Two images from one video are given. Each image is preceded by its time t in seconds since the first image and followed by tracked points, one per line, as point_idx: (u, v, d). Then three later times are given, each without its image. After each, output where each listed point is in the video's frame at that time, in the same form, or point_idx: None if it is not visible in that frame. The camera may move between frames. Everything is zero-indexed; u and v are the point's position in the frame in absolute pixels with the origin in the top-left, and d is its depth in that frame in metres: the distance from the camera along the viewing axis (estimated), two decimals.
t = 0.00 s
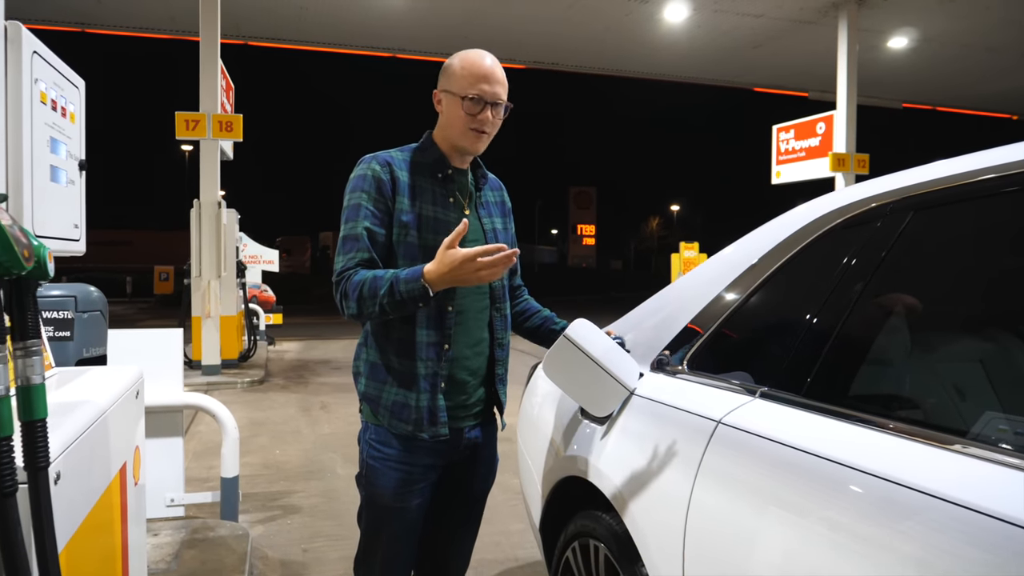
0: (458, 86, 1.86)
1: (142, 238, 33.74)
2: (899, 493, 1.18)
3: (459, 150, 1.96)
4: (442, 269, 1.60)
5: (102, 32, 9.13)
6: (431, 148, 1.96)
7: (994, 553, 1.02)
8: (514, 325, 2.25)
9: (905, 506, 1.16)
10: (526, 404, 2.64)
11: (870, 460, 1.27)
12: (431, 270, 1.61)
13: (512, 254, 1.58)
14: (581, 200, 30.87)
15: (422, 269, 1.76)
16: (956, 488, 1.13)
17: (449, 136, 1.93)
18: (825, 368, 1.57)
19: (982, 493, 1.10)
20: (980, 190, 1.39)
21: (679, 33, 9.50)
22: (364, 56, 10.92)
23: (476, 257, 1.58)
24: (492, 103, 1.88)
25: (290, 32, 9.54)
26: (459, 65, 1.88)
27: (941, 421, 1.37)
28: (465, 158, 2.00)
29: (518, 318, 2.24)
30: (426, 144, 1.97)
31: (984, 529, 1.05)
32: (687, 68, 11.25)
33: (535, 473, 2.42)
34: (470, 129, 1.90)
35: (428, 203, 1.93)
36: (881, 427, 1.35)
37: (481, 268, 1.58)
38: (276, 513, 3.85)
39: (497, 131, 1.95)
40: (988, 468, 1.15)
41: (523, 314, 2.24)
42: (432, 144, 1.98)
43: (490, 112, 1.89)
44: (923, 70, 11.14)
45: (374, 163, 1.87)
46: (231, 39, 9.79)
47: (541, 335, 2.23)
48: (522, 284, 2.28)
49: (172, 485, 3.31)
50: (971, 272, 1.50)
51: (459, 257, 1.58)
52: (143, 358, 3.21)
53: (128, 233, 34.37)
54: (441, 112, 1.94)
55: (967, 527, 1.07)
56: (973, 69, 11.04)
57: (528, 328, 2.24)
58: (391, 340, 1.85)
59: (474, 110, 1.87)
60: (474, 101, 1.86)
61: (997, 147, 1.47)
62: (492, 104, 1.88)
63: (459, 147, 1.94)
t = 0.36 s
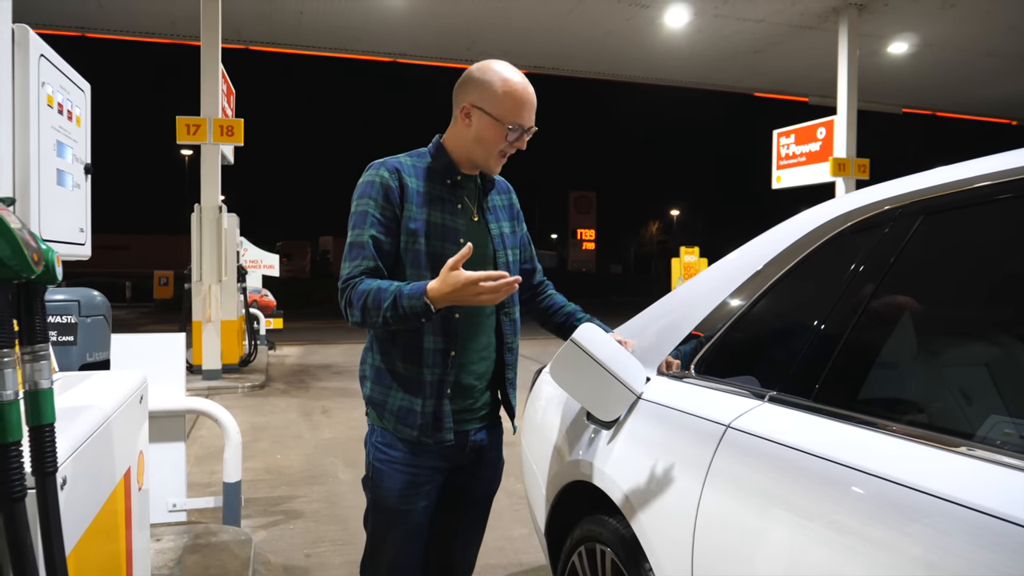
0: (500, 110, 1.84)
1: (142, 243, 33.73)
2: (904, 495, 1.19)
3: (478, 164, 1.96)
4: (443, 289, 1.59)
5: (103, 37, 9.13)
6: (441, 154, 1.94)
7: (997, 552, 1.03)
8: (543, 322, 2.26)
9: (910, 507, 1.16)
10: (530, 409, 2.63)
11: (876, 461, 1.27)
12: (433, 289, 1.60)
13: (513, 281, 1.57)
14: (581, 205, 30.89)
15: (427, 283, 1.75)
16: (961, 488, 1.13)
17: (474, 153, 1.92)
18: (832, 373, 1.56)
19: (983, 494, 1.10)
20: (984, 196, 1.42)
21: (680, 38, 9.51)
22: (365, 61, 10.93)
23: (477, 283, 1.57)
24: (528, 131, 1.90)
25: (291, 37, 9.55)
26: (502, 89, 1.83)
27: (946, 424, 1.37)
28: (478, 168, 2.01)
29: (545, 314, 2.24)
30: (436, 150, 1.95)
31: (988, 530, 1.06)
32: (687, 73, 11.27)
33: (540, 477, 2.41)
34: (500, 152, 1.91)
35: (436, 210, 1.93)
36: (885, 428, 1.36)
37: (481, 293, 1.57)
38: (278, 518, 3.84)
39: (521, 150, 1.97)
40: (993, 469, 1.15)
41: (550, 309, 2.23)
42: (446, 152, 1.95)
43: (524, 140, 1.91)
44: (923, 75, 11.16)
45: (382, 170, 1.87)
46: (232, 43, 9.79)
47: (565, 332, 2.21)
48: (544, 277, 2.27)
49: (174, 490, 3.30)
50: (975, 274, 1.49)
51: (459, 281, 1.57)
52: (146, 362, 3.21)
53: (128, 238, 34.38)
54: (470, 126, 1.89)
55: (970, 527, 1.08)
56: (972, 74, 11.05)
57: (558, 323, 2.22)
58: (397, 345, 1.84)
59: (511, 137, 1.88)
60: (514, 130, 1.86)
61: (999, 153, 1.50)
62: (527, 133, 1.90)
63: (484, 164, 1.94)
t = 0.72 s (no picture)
0: (507, 111, 1.84)
1: (137, 240, 33.63)
2: (899, 492, 1.19)
3: (479, 163, 1.97)
4: (443, 287, 1.59)
5: (97, 32, 9.08)
6: (444, 151, 1.95)
7: (992, 549, 1.03)
8: (557, 316, 2.25)
9: (906, 504, 1.17)
10: (527, 406, 2.63)
11: (872, 459, 1.27)
12: (433, 286, 1.60)
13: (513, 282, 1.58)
14: (576, 203, 30.91)
15: (426, 279, 1.74)
16: (957, 485, 1.13)
17: (477, 151, 1.92)
18: (830, 372, 1.56)
19: (979, 491, 1.10)
20: (978, 195, 1.44)
21: (677, 36, 9.51)
22: (361, 57, 10.90)
23: (477, 283, 1.58)
24: (532, 134, 1.91)
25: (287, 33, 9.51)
26: (510, 90, 1.84)
27: (942, 421, 1.37)
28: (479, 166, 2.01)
29: (558, 308, 2.24)
30: (440, 147, 1.96)
31: (983, 527, 1.06)
32: (683, 71, 11.27)
33: (536, 474, 2.41)
34: (503, 153, 1.92)
35: (436, 206, 1.92)
36: (880, 426, 1.36)
37: (481, 294, 1.58)
38: (274, 515, 3.83)
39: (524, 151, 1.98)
40: (988, 467, 1.15)
41: (564, 302, 2.23)
42: (450, 149, 1.96)
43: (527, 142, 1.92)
44: (919, 75, 11.18)
45: (384, 165, 1.87)
46: (228, 39, 9.75)
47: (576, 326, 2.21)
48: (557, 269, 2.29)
49: (169, 486, 3.29)
50: (969, 269, 1.47)
51: (460, 280, 1.58)
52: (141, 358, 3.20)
53: (123, 234, 34.27)
54: (476, 124, 1.89)
55: (965, 524, 1.08)
56: (968, 74, 11.08)
57: (571, 316, 2.22)
58: (394, 340, 1.84)
59: (515, 138, 1.89)
60: (518, 131, 1.87)
61: (991, 153, 1.53)
62: (531, 135, 1.91)
63: (487, 163, 1.95)
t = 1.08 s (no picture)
0: (502, 101, 1.82)
1: (138, 235, 33.64)
2: (899, 491, 1.18)
3: (479, 156, 1.95)
4: (438, 284, 1.58)
5: (98, 26, 9.06)
6: (445, 146, 1.94)
7: (993, 549, 1.03)
8: (561, 312, 2.24)
9: (905, 503, 1.16)
10: (526, 402, 2.63)
11: (872, 457, 1.26)
12: (428, 283, 1.60)
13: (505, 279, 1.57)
14: (578, 200, 30.91)
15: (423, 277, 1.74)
16: (958, 485, 1.13)
17: (477, 143, 1.91)
18: (832, 371, 1.55)
19: (979, 491, 1.10)
20: (982, 191, 1.44)
21: (679, 31, 9.48)
22: (363, 52, 10.87)
23: (470, 281, 1.57)
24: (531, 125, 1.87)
25: (288, 28, 9.49)
26: (507, 80, 1.82)
27: (945, 420, 1.36)
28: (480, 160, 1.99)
29: (562, 304, 2.23)
30: (440, 143, 1.95)
31: (982, 527, 1.06)
32: (685, 67, 11.24)
33: (535, 471, 2.41)
34: (501, 144, 1.90)
35: (436, 202, 1.91)
36: (881, 424, 1.36)
37: (474, 292, 1.57)
38: (274, 509, 3.83)
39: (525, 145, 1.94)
40: (989, 467, 1.14)
41: (566, 299, 2.22)
42: (452, 145, 1.95)
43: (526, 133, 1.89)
44: (922, 71, 11.14)
45: (383, 160, 1.86)
46: (229, 34, 9.73)
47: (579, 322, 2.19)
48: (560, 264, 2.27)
49: (169, 481, 3.29)
50: (974, 268, 1.46)
51: (453, 278, 1.57)
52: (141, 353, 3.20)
53: (125, 229, 34.28)
54: (475, 116, 1.88)
55: (966, 524, 1.08)
56: (972, 70, 11.03)
57: (574, 312, 2.21)
58: (394, 336, 1.84)
59: (513, 130, 1.86)
60: (516, 122, 1.84)
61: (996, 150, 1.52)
62: (530, 127, 1.87)
63: (487, 156, 1.93)
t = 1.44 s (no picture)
0: (470, 79, 1.78)
1: (152, 233, 33.90)
2: (909, 494, 1.16)
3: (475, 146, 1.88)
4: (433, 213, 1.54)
5: (111, 25, 9.11)
6: (450, 142, 1.89)
7: (1001, 553, 1.01)
8: (572, 305, 2.20)
9: (916, 507, 1.14)
10: (534, 401, 2.61)
11: (880, 459, 1.24)
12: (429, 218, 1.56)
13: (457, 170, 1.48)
14: (590, 197, 30.87)
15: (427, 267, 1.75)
16: (969, 489, 1.10)
17: (464, 130, 1.86)
18: (845, 371, 1.52)
19: (988, 493, 1.08)
20: (1000, 187, 1.40)
21: (690, 27, 9.42)
22: (373, 50, 10.87)
23: (459, 204, 1.49)
24: (499, 97, 1.76)
25: (299, 26, 9.50)
26: (475, 56, 1.78)
27: (960, 423, 1.33)
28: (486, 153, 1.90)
29: (571, 297, 2.18)
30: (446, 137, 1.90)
31: (990, 529, 1.04)
32: (697, 63, 11.16)
33: (543, 470, 2.39)
34: (478, 124, 1.81)
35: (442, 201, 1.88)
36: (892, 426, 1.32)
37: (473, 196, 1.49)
38: (283, 508, 3.84)
39: (511, 126, 1.82)
40: (1003, 470, 1.12)
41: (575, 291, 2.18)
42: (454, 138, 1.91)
43: (498, 107, 1.77)
44: (938, 66, 11.00)
45: (386, 157, 1.83)
46: (240, 33, 9.76)
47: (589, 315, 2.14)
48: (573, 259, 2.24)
49: (179, 479, 3.30)
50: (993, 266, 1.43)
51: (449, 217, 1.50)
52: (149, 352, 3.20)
53: (139, 227, 34.54)
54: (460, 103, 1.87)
55: (973, 527, 1.06)
56: (988, 65, 10.88)
57: (583, 306, 2.15)
58: (398, 337, 1.83)
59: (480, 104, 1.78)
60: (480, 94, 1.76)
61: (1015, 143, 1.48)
62: (499, 98, 1.76)
63: (474, 145, 1.86)
